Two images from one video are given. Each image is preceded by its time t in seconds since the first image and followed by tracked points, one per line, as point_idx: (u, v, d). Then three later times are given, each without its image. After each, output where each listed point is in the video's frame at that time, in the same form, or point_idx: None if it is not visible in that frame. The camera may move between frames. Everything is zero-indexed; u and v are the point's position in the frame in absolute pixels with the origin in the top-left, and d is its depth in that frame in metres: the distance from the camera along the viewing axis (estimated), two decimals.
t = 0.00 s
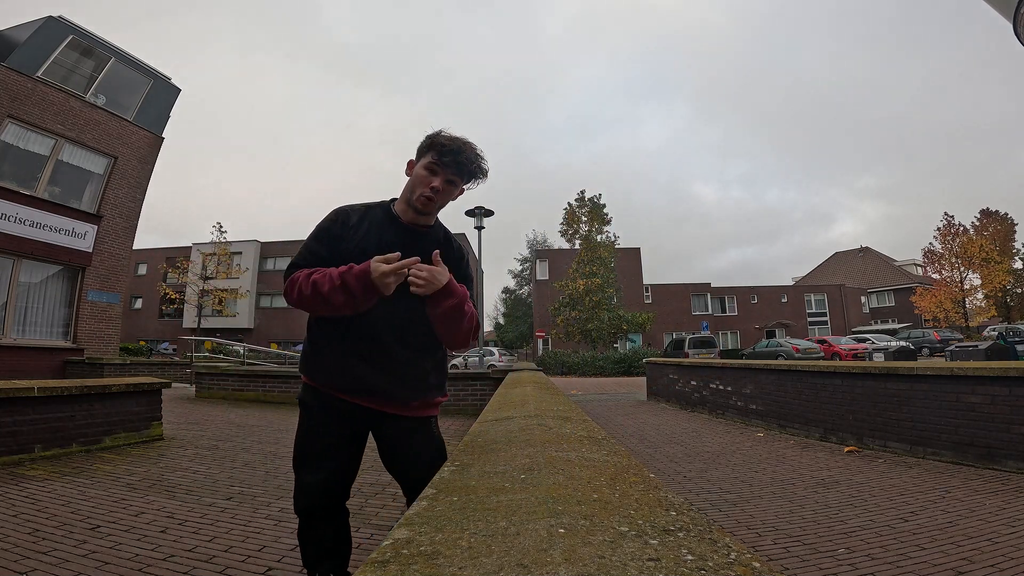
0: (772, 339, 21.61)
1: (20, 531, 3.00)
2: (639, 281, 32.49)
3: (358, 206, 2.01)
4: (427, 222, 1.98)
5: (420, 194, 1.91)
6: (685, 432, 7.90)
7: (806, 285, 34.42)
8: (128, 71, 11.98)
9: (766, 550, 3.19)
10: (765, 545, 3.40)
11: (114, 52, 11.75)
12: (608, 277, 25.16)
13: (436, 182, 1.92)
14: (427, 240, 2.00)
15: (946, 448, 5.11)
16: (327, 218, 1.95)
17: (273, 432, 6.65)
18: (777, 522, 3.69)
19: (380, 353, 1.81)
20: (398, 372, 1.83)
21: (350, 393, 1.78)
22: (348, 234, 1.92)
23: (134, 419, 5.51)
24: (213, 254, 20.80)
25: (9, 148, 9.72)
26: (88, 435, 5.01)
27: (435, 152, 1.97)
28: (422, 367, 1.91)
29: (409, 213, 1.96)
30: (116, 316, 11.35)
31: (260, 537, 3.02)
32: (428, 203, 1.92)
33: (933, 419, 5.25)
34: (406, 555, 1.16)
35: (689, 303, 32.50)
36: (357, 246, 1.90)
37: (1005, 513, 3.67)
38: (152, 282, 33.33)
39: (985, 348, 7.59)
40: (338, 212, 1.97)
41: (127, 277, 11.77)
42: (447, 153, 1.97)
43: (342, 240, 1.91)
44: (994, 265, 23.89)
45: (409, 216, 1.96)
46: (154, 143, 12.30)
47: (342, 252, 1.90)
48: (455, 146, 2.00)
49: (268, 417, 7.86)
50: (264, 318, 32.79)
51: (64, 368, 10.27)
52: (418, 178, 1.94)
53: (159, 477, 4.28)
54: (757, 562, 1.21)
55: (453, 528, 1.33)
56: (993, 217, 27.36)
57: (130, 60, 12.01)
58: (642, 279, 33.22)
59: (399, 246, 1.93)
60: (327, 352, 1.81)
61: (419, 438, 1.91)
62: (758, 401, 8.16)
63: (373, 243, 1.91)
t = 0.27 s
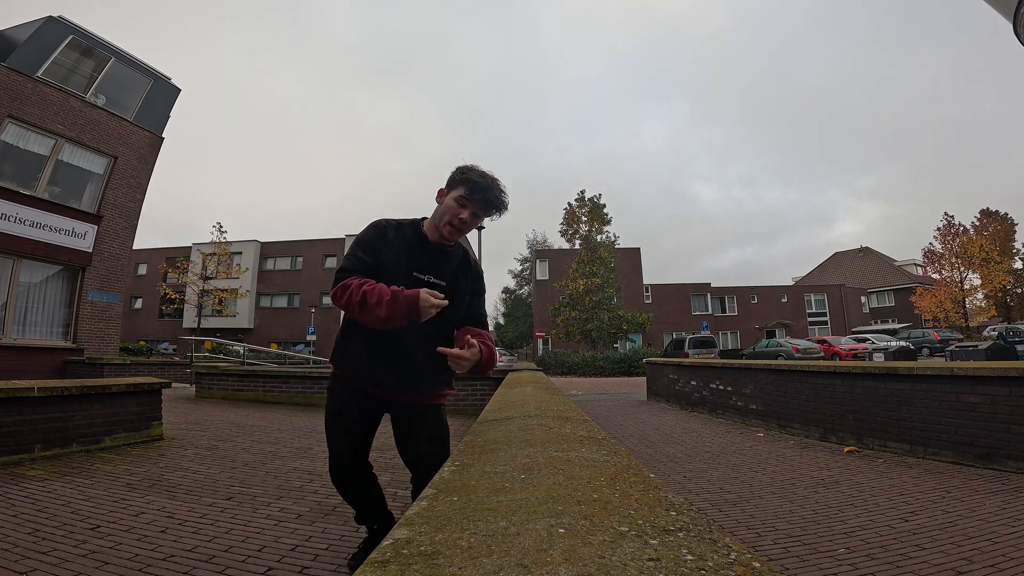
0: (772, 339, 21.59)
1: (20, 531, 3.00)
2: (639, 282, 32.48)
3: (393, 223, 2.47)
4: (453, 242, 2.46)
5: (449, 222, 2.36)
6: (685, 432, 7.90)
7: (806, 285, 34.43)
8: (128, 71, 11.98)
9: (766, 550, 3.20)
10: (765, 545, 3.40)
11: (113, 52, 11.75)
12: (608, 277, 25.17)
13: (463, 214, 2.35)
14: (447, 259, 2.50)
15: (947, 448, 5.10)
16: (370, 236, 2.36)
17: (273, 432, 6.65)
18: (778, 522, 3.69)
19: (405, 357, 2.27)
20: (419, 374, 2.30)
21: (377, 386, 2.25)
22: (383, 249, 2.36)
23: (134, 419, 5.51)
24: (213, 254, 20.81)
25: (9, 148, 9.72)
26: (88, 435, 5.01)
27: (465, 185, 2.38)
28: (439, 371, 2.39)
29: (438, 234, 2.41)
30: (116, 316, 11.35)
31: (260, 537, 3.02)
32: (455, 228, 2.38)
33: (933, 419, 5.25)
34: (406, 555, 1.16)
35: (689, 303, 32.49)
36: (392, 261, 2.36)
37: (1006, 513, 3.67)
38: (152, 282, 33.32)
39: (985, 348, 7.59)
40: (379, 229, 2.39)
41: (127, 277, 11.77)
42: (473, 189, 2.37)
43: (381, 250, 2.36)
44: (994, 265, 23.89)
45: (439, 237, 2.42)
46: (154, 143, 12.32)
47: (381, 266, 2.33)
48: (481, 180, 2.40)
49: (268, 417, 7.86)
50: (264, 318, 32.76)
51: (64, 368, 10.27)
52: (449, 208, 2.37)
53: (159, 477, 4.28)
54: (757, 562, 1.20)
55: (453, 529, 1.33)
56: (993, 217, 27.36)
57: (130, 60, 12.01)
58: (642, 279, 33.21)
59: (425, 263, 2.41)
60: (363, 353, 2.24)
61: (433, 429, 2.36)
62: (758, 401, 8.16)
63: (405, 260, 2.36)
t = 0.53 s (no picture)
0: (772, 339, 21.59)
1: (20, 531, 3.01)
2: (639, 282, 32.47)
3: (388, 236, 2.87)
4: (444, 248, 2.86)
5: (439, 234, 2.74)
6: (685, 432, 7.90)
7: (806, 285, 34.42)
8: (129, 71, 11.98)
9: (766, 550, 3.20)
10: (765, 545, 3.40)
11: (113, 52, 11.75)
12: (608, 277, 25.17)
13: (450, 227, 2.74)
14: (438, 260, 2.87)
15: (947, 448, 5.10)
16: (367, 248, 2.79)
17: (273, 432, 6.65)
18: (778, 522, 3.69)
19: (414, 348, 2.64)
20: (426, 364, 2.65)
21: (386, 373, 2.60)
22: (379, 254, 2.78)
23: (134, 419, 5.50)
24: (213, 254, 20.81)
25: (9, 148, 9.72)
26: (88, 435, 5.01)
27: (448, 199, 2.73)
28: (444, 361, 2.76)
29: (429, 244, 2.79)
30: (116, 316, 11.35)
31: (260, 537, 3.02)
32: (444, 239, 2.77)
33: (933, 419, 5.25)
34: (406, 555, 1.16)
35: (689, 304, 32.49)
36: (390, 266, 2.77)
37: (1006, 513, 3.67)
38: (152, 282, 33.28)
39: (985, 348, 7.59)
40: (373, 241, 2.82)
41: (127, 277, 11.77)
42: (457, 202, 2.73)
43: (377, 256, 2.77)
44: (994, 265, 23.91)
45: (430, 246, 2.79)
46: (154, 143, 12.33)
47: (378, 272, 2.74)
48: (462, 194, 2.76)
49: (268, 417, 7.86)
50: (264, 318, 32.76)
51: (64, 368, 10.28)
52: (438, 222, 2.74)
53: (159, 477, 4.29)
54: (757, 562, 1.21)
55: (453, 529, 1.33)
56: (993, 217, 27.39)
57: (129, 60, 12.01)
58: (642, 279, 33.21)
59: (419, 265, 2.78)
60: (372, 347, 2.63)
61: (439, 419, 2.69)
62: (758, 402, 8.16)
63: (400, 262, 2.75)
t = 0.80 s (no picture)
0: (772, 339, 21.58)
1: (20, 531, 3.00)
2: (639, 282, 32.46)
3: (391, 247, 3.28)
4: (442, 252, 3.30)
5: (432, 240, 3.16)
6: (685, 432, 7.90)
7: (806, 285, 34.42)
8: (128, 71, 11.98)
9: (766, 550, 3.20)
10: (765, 545, 3.40)
11: (113, 52, 11.74)
12: (608, 278, 25.16)
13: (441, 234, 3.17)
14: (437, 261, 3.28)
15: (946, 448, 5.10)
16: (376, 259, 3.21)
17: (273, 431, 6.66)
18: (777, 522, 3.69)
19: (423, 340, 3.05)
20: (435, 354, 3.06)
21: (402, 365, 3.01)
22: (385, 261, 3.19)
23: (135, 419, 5.50)
24: (213, 254, 20.79)
25: (9, 148, 9.72)
26: (88, 435, 5.01)
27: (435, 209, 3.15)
28: (449, 350, 3.17)
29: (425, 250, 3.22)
30: (116, 316, 11.35)
31: (260, 537, 3.01)
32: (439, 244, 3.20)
33: (933, 419, 5.25)
34: (406, 555, 1.16)
35: (689, 304, 32.48)
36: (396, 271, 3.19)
37: (1006, 513, 3.67)
38: (151, 283, 33.24)
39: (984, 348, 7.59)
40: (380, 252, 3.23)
41: (127, 277, 11.77)
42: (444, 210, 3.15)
43: (383, 262, 3.19)
44: (994, 265, 23.91)
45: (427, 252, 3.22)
46: (154, 143, 12.35)
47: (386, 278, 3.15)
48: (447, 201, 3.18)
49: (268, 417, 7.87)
50: (264, 318, 32.75)
51: (64, 368, 10.28)
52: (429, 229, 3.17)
53: (159, 477, 4.29)
54: (757, 562, 1.21)
55: (453, 529, 1.33)
56: (993, 217, 27.40)
57: (129, 60, 12.01)
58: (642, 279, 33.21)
59: (422, 268, 3.19)
60: (389, 344, 3.04)
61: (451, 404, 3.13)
62: (757, 402, 8.16)
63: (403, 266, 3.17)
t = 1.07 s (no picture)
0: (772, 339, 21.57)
1: (20, 531, 3.01)
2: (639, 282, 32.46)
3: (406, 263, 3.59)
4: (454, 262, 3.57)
5: (439, 256, 3.42)
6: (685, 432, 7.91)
7: (806, 285, 34.43)
8: (128, 71, 11.97)
9: (766, 550, 3.20)
10: (765, 545, 3.41)
11: (113, 52, 11.72)
12: (608, 278, 25.16)
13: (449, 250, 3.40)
14: (448, 273, 3.52)
15: (946, 448, 5.11)
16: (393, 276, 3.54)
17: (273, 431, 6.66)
18: (777, 522, 3.69)
19: (432, 345, 3.33)
20: (446, 359, 3.33)
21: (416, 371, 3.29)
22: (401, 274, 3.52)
23: (135, 418, 5.50)
24: (213, 254, 20.80)
25: (9, 148, 9.72)
26: (88, 435, 5.01)
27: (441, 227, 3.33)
28: (459, 354, 3.41)
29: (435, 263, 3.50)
30: (116, 316, 11.36)
31: (260, 537, 3.01)
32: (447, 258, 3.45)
33: (933, 419, 5.25)
34: (406, 555, 1.17)
35: (689, 304, 32.49)
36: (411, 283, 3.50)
37: (1005, 513, 3.67)
38: (151, 283, 33.23)
39: (984, 348, 7.59)
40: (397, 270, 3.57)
41: (127, 277, 11.78)
42: (448, 227, 3.35)
43: (400, 276, 3.52)
44: (994, 265, 23.91)
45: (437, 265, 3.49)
46: (154, 143, 12.36)
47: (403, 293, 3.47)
48: (450, 217, 3.35)
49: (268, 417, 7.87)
50: (264, 318, 32.74)
51: (64, 368, 10.28)
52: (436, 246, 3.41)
53: (159, 477, 4.28)
54: (756, 562, 1.21)
55: (453, 528, 1.33)
56: (992, 217, 27.42)
57: (129, 60, 12.00)
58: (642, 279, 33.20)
59: (434, 279, 3.47)
60: (405, 352, 3.34)
61: (462, 405, 3.39)
62: (757, 402, 8.17)
63: (417, 279, 3.48)
